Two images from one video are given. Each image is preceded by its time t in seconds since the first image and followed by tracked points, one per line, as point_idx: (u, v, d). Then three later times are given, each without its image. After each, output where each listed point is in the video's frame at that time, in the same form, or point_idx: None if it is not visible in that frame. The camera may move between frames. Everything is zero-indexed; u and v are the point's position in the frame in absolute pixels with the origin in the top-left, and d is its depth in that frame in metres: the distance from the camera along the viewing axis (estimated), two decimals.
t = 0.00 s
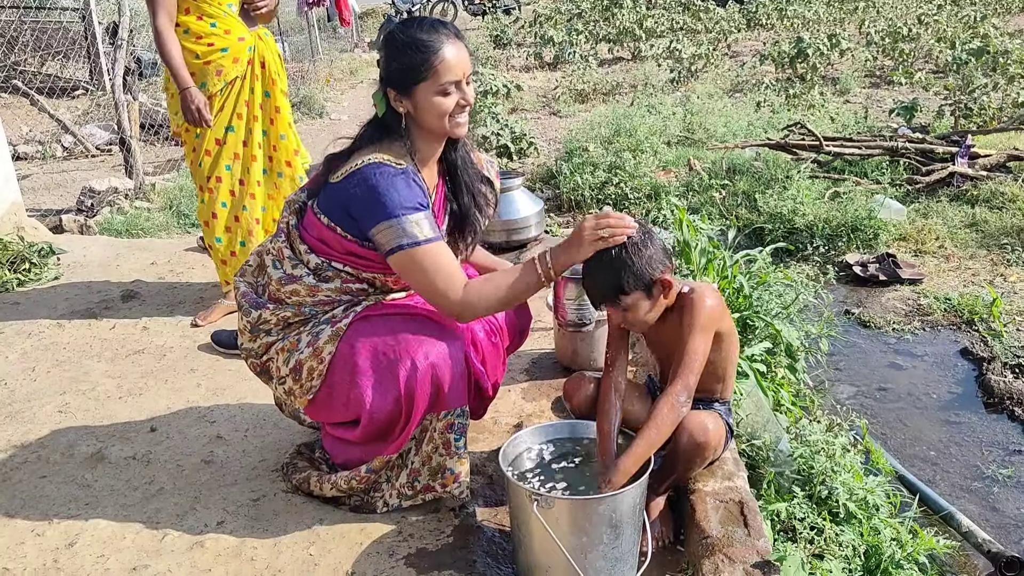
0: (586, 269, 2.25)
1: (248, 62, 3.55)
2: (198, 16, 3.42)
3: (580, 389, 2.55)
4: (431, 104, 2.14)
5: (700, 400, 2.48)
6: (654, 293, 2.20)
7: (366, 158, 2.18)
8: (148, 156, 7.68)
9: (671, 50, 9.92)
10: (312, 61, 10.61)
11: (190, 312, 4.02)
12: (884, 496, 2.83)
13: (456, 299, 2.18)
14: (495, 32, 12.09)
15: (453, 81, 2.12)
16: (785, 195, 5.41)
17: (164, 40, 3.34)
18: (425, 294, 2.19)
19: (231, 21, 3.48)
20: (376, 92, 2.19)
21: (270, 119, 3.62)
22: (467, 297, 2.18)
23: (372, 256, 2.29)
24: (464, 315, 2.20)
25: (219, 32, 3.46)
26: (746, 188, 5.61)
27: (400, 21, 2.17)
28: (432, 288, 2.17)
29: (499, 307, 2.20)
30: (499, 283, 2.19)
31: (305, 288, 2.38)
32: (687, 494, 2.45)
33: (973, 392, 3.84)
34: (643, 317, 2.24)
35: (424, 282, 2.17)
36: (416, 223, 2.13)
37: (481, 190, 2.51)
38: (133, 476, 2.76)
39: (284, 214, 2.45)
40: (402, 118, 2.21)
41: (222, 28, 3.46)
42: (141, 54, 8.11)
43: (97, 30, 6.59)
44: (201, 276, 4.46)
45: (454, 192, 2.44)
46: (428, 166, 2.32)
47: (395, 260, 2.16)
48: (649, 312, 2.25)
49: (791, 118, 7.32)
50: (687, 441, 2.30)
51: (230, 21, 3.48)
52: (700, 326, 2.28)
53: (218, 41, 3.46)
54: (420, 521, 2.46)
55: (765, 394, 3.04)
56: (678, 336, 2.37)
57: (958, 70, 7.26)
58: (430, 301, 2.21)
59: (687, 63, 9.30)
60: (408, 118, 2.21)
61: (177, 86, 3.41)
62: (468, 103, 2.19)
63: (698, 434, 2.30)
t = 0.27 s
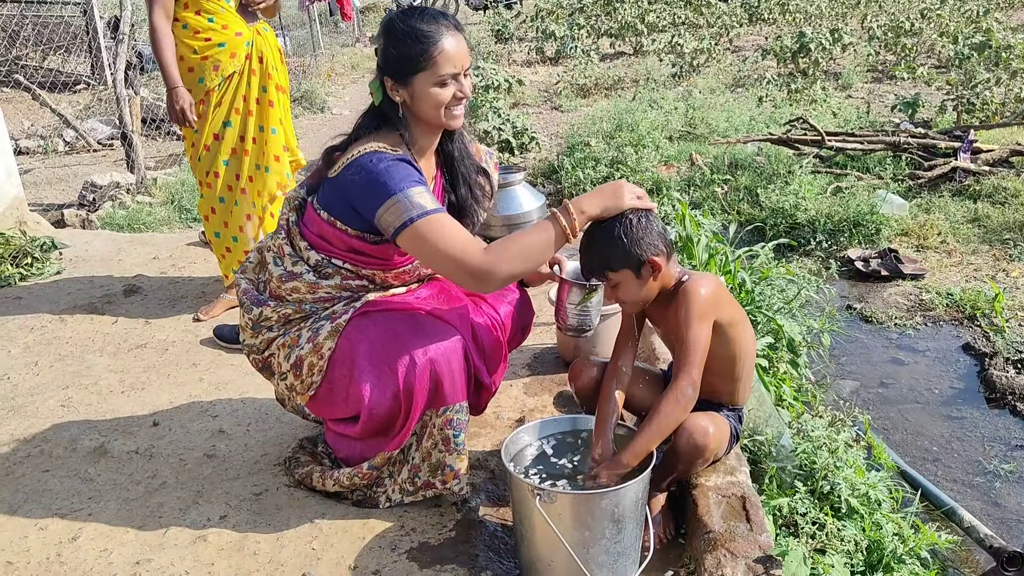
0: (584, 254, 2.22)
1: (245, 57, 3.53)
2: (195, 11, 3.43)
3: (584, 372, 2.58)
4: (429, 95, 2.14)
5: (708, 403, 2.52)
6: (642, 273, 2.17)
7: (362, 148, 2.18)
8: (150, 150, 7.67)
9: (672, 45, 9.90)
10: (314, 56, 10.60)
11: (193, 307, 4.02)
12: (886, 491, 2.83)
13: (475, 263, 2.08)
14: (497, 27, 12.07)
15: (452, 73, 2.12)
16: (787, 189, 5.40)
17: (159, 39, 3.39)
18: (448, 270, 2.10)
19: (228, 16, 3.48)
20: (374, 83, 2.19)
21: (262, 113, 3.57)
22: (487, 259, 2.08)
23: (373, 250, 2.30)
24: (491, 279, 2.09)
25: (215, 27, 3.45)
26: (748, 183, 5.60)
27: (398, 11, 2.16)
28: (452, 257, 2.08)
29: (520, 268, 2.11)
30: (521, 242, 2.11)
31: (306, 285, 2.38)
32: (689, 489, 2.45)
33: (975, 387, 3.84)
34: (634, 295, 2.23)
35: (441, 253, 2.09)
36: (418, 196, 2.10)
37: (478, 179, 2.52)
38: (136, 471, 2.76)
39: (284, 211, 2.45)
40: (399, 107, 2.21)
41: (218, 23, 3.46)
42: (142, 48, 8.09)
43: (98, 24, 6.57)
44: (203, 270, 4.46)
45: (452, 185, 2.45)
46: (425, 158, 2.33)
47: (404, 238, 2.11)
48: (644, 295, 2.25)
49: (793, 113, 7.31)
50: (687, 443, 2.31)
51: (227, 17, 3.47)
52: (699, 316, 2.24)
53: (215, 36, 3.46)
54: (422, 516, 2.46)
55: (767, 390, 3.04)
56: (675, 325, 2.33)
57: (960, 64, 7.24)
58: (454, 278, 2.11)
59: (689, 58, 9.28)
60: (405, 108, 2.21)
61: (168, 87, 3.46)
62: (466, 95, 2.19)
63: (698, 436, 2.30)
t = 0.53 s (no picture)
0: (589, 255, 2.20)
1: (245, 53, 3.52)
2: (197, 8, 3.43)
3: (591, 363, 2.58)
4: (427, 85, 2.13)
5: (711, 400, 2.51)
6: (653, 281, 2.16)
7: (359, 139, 2.18)
8: (152, 146, 7.67)
9: (675, 39, 9.87)
10: (316, 51, 10.60)
11: (195, 303, 4.02)
12: (890, 487, 2.83)
13: (450, 274, 2.11)
14: (499, 22, 12.05)
15: (450, 63, 2.11)
16: (791, 184, 5.39)
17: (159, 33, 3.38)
18: (421, 275, 2.14)
19: (230, 13, 3.48)
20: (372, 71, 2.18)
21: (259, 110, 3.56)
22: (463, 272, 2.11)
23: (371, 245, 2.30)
24: (461, 293, 2.14)
25: (217, 23, 3.46)
26: (751, 178, 5.59)
27: None
28: (426, 267, 2.11)
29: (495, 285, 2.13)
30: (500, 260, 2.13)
31: (307, 280, 2.38)
32: (692, 485, 2.45)
33: (979, 382, 3.84)
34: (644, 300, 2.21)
35: (420, 260, 2.11)
36: (407, 196, 2.10)
37: (476, 172, 2.50)
38: (139, 467, 2.77)
39: (285, 206, 2.45)
40: (395, 95, 2.20)
41: (220, 19, 3.46)
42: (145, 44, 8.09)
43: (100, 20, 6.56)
44: (206, 266, 4.47)
45: (450, 176, 2.43)
46: (423, 149, 2.32)
47: (386, 239, 2.12)
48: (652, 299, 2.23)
49: (796, 108, 7.29)
50: (690, 439, 2.30)
51: (228, 13, 3.47)
52: (702, 319, 2.22)
53: (216, 31, 3.46)
54: (425, 511, 2.46)
55: (770, 385, 3.04)
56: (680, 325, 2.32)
57: (964, 59, 7.22)
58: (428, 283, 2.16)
59: (692, 53, 9.26)
60: (401, 97, 2.20)
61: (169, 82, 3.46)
62: (463, 86, 2.19)
63: (700, 433, 2.30)
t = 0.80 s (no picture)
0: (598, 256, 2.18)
1: (250, 51, 3.53)
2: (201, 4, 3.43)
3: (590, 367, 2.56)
4: (436, 85, 2.13)
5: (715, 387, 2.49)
6: (664, 273, 2.16)
7: (365, 136, 2.18)
8: (154, 143, 7.67)
9: (677, 36, 9.86)
10: (318, 49, 10.59)
11: (198, 300, 4.03)
12: (893, 484, 2.83)
13: (458, 263, 2.10)
14: (501, 18, 12.04)
15: (459, 64, 2.11)
16: (793, 181, 5.38)
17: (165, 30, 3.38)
18: (428, 265, 2.13)
19: (234, 10, 3.48)
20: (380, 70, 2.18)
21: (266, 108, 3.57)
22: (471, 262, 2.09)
23: (373, 241, 2.30)
24: (469, 282, 2.12)
25: (221, 20, 3.46)
26: (754, 174, 5.59)
27: None
28: (433, 255, 2.10)
29: (505, 273, 2.11)
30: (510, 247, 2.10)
31: (307, 277, 2.38)
32: (695, 482, 2.46)
33: (982, 379, 3.83)
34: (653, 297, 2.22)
35: (426, 251, 2.11)
36: (412, 189, 2.10)
37: (478, 172, 2.51)
38: (143, 464, 2.77)
39: (287, 202, 2.46)
40: (404, 95, 2.20)
41: (224, 16, 3.46)
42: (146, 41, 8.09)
43: (103, 18, 6.56)
44: (208, 264, 4.47)
45: (452, 175, 2.43)
46: (428, 149, 2.32)
47: (393, 232, 2.12)
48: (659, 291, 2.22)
49: (799, 104, 7.28)
50: (698, 420, 2.28)
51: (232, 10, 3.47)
52: (711, 309, 2.24)
53: (221, 29, 3.46)
54: (429, 509, 2.46)
55: (773, 382, 3.04)
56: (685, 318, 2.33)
57: (967, 54, 7.20)
58: (434, 272, 2.14)
59: (694, 49, 9.24)
60: (410, 96, 2.20)
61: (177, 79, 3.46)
62: (472, 86, 2.19)
63: (708, 412, 2.27)
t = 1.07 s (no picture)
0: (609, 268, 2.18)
1: (252, 50, 3.53)
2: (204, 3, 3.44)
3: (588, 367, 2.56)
4: (440, 83, 2.13)
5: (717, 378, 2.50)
6: (671, 273, 2.17)
7: (370, 135, 2.18)
8: (155, 143, 7.67)
9: (677, 34, 9.85)
10: (319, 47, 10.59)
11: (200, 299, 4.03)
12: (894, 481, 2.83)
13: (460, 268, 2.11)
14: (501, 17, 12.03)
15: (464, 62, 2.12)
16: (794, 179, 5.38)
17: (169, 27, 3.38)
18: (431, 267, 2.15)
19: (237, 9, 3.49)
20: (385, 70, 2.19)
21: (267, 107, 3.57)
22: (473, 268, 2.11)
23: (375, 241, 2.30)
24: (471, 285, 2.14)
25: (224, 19, 3.46)
26: (755, 173, 5.58)
27: None
28: (436, 259, 2.12)
29: (507, 281, 2.12)
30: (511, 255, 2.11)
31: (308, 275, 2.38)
32: (696, 480, 2.46)
33: (983, 377, 3.83)
34: (660, 296, 2.22)
35: (429, 254, 2.13)
36: (418, 191, 2.11)
37: (479, 171, 2.51)
38: (145, 463, 2.78)
39: (290, 201, 2.46)
40: (410, 93, 2.20)
41: (227, 15, 3.46)
42: (147, 40, 8.10)
43: (104, 17, 6.56)
44: (209, 262, 4.47)
45: (454, 173, 2.43)
46: (432, 148, 2.32)
47: (396, 233, 2.13)
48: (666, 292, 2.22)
49: (800, 102, 7.28)
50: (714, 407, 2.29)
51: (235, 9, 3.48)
52: (722, 313, 2.24)
53: (224, 28, 3.47)
54: (430, 507, 2.47)
55: (774, 381, 3.04)
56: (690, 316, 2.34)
57: (969, 52, 7.19)
58: (437, 273, 2.16)
59: (695, 48, 9.23)
60: (415, 95, 2.20)
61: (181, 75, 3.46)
62: (476, 83, 2.19)
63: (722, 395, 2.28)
